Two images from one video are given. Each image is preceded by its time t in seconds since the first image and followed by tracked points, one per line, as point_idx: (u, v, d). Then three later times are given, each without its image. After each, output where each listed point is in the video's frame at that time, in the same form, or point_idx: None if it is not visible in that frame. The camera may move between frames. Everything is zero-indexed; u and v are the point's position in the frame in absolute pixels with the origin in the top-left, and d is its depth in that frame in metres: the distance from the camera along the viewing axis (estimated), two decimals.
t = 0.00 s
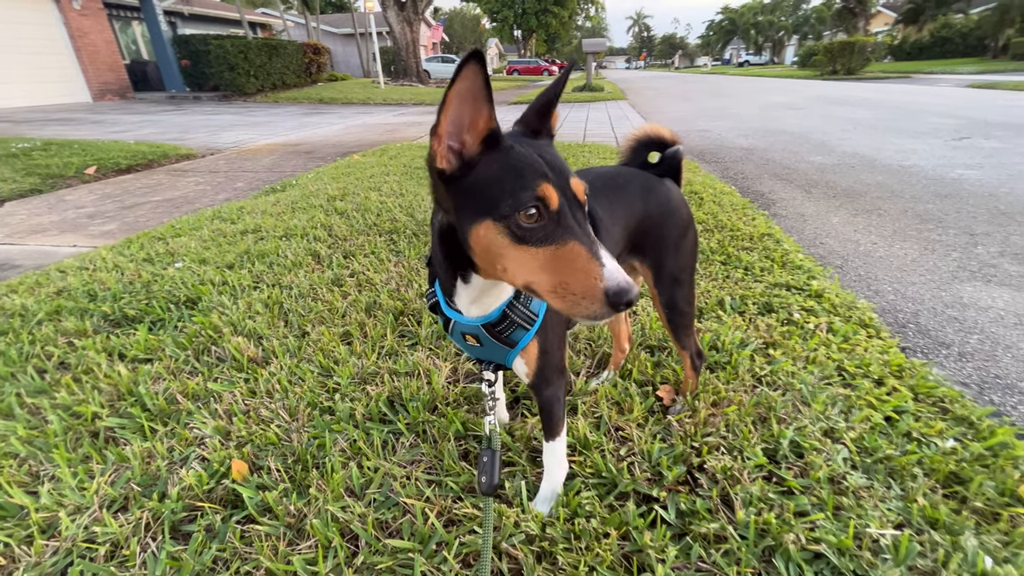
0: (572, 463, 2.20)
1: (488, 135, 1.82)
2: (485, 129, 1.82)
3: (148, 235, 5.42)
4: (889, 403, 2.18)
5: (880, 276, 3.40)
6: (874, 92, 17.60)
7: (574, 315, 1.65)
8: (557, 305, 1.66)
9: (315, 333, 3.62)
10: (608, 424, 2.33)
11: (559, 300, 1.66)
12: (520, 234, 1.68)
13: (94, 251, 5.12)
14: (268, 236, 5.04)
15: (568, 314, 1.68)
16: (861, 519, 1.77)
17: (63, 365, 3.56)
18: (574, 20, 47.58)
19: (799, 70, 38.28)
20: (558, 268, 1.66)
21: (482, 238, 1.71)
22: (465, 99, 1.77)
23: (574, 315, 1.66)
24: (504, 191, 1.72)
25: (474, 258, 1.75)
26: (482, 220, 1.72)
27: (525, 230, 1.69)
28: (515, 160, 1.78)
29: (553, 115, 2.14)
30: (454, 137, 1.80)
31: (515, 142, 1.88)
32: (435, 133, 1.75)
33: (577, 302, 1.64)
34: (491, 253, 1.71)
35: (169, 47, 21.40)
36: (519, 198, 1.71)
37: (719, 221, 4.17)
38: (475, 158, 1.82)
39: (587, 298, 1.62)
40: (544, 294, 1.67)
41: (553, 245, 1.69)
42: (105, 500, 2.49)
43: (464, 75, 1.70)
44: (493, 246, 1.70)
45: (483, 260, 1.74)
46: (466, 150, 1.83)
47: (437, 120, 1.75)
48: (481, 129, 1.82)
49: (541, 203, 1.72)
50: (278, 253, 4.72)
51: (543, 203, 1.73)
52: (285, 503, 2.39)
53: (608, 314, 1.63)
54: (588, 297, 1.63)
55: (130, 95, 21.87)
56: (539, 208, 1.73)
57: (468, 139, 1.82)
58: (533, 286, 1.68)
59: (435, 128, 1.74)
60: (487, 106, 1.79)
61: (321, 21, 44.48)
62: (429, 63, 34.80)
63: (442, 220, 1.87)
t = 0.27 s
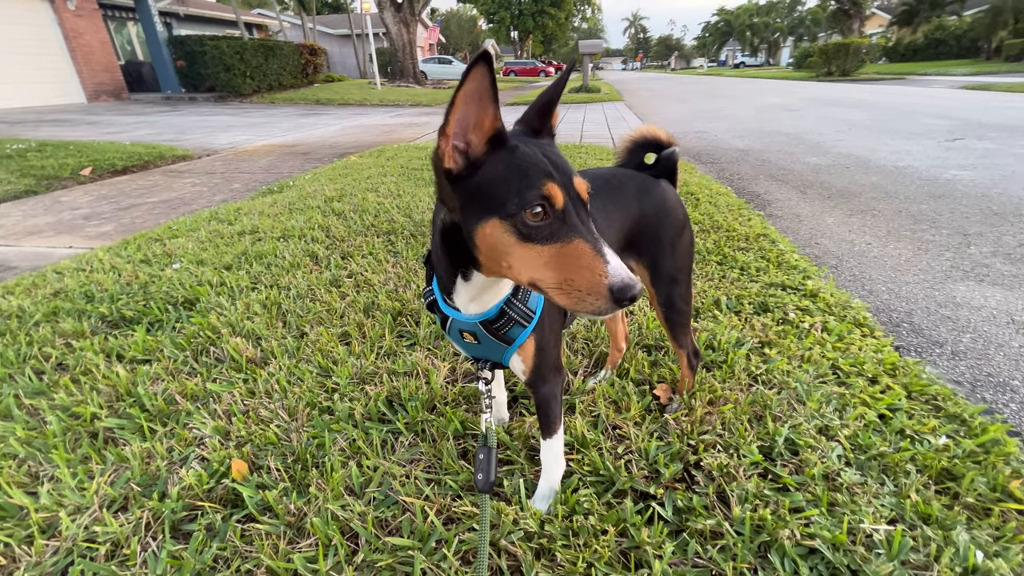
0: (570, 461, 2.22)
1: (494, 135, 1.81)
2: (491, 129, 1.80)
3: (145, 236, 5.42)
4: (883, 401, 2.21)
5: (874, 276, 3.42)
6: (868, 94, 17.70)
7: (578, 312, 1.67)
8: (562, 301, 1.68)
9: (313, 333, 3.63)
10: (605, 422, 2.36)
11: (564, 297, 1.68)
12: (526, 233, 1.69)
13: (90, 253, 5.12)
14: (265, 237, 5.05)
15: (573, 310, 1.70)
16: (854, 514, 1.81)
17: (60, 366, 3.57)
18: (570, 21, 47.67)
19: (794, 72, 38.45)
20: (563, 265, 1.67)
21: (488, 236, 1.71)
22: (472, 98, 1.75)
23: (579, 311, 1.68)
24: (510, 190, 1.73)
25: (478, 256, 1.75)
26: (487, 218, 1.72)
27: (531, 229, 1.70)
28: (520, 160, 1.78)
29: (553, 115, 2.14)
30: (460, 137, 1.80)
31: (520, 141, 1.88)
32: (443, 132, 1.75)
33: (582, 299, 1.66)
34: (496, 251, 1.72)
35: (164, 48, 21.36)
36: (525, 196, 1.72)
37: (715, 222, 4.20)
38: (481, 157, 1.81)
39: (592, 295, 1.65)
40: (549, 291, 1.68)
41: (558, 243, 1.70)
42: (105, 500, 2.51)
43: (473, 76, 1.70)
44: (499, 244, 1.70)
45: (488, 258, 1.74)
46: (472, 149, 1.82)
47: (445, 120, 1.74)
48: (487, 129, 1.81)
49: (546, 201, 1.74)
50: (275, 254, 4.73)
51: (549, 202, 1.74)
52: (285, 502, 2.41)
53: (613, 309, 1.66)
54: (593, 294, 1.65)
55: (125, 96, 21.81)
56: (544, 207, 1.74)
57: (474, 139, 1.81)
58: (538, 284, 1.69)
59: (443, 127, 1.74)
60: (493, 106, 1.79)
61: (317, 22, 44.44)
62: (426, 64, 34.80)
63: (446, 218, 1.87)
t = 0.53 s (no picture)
0: (570, 458, 2.26)
1: (505, 133, 1.82)
2: (502, 128, 1.81)
3: (142, 238, 5.42)
4: (877, 398, 2.24)
5: (868, 276, 3.47)
6: (861, 96, 17.86)
7: (586, 307, 1.69)
8: (571, 296, 1.70)
9: (313, 333, 3.66)
10: (605, 420, 2.39)
11: (573, 291, 1.70)
12: (537, 228, 1.71)
13: (87, 254, 5.13)
14: (263, 239, 5.06)
15: (581, 305, 1.72)
16: (850, 509, 1.85)
17: (59, 367, 3.57)
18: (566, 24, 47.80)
19: (788, 75, 38.69)
20: (573, 260, 1.70)
21: (498, 231, 1.73)
22: (485, 96, 1.77)
23: (587, 306, 1.70)
24: (521, 186, 1.75)
25: (487, 251, 1.76)
26: (498, 214, 1.74)
27: (542, 224, 1.72)
28: (531, 157, 1.80)
29: (559, 114, 2.12)
30: (472, 135, 1.81)
31: (529, 139, 1.90)
32: (456, 128, 1.75)
33: (591, 293, 1.68)
34: (506, 246, 1.73)
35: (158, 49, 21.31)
36: (535, 192, 1.74)
37: (711, 223, 4.24)
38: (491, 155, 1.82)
39: (600, 288, 1.67)
40: (557, 286, 1.70)
41: (567, 238, 1.72)
42: (108, 500, 2.52)
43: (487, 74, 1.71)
44: (509, 239, 1.72)
45: (497, 253, 1.76)
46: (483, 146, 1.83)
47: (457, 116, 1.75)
48: (498, 127, 1.82)
49: (556, 198, 1.76)
50: (273, 255, 4.74)
51: (559, 198, 1.76)
52: (288, 500, 2.45)
53: (621, 303, 1.68)
54: (601, 288, 1.67)
55: (119, 97, 21.74)
56: (554, 203, 1.76)
57: (485, 136, 1.82)
58: (547, 278, 1.71)
59: (456, 124, 1.74)
60: (505, 105, 1.80)
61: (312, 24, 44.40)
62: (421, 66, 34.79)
63: (455, 214, 1.88)
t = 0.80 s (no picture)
0: (572, 457, 2.30)
1: (512, 134, 1.83)
2: (510, 128, 1.83)
3: (140, 239, 5.42)
4: (875, 396, 2.26)
5: (864, 276, 3.50)
6: (856, 98, 17.95)
7: (594, 303, 1.71)
8: (578, 293, 1.72)
9: (314, 334, 3.67)
10: (605, 419, 2.42)
11: (580, 288, 1.72)
12: (545, 227, 1.73)
13: (85, 255, 5.13)
14: (263, 239, 5.07)
15: (588, 302, 1.74)
16: (849, 505, 1.88)
17: (59, 368, 3.58)
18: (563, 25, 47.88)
19: (785, 77, 38.84)
20: (580, 258, 1.72)
21: (506, 230, 1.74)
22: (493, 97, 1.78)
23: (594, 303, 1.73)
24: (528, 185, 1.76)
25: (494, 250, 1.77)
26: (506, 213, 1.76)
27: (550, 223, 1.74)
28: (538, 157, 1.82)
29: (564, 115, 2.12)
30: (479, 135, 1.81)
31: (536, 139, 1.91)
32: (464, 129, 1.76)
33: (598, 290, 1.70)
34: (514, 245, 1.75)
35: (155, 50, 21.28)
36: (543, 192, 1.76)
37: (709, 224, 4.27)
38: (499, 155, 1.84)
39: (608, 286, 1.69)
40: (565, 283, 1.72)
41: (575, 236, 1.74)
42: (110, 500, 2.53)
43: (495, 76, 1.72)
44: (517, 237, 1.73)
45: (504, 252, 1.77)
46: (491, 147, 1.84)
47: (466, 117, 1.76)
48: (505, 128, 1.83)
49: (563, 197, 1.78)
50: (273, 256, 4.75)
51: (566, 197, 1.78)
52: (292, 499, 2.48)
53: (629, 300, 1.70)
54: (609, 285, 1.70)
55: (115, 98, 21.70)
56: (562, 202, 1.78)
57: (493, 137, 1.83)
58: (555, 276, 1.73)
59: (465, 125, 1.75)
60: (512, 106, 1.81)
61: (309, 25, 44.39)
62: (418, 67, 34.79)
63: (462, 214, 1.89)
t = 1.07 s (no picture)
0: (576, 455, 2.34)
1: (524, 137, 1.86)
2: (522, 131, 1.86)
3: (138, 241, 5.42)
4: (872, 395, 2.31)
5: (860, 276, 3.55)
6: (849, 100, 18.07)
7: (606, 304, 1.75)
8: (590, 294, 1.76)
9: (316, 334, 3.69)
10: (608, 418, 2.46)
11: (592, 289, 1.76)
12: (557, 228, 1.76)
13: (83, 257, 5.12)
14: (261, 241, 5.08)
15: (599, 302, 1.78)
16: (849, 501, 1.93)
17: (59, 370, 3.58)
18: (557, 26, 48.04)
19: (779, 78, 39.07)
20: (592, 259, 1.75)
21: (518, 231, 1.77)
22: (506, 100, 1.80)
23: (605, 303, 1.76)
24: (541, 187, 1.79)
25: (506, 251, 1.80)
26: (518, 215, 1.78)
27: (562, 225, 1.77)
28: (550, 159, 1.85)
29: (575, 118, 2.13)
30: (492, 137, 1.83)
31: (547, 141, 1.94)
32: (477, 132, 1.78)
33: (610, 291, 1.74)
34: (526, 246, 1.77)
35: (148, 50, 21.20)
36: (555, 194, 1.79)
37: (706, 225, 4.31)
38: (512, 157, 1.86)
39: (620, 287, 1.73)
40: (577, 284, 1.75)
41: (586, 238, 1.78)
42: (115, 501, 2.55)
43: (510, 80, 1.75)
44: (529, 239, 1.76)
45: (516, 253, 1.80)
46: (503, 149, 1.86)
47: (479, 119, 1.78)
48: (517, 131, 1.86)
49: (575, 199, 1.81)
50: (272, 258, 4.76)
51: (577, 199, 1.81)
52: (297, 499, 2.51)
53: (640, 300, 1.74)
54: (620, 285, 1.74)
55: (108, 99, 21.60)
56: (573, 204, 1.81)
57: (505, 139, 1.85)
58: (566, 277, 1.76)
59: (478, 127, 1.77)
60: (524, 109, 1.84)
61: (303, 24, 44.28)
62: (413, 67, 34.76)
63: (473, 215, 1.91)
